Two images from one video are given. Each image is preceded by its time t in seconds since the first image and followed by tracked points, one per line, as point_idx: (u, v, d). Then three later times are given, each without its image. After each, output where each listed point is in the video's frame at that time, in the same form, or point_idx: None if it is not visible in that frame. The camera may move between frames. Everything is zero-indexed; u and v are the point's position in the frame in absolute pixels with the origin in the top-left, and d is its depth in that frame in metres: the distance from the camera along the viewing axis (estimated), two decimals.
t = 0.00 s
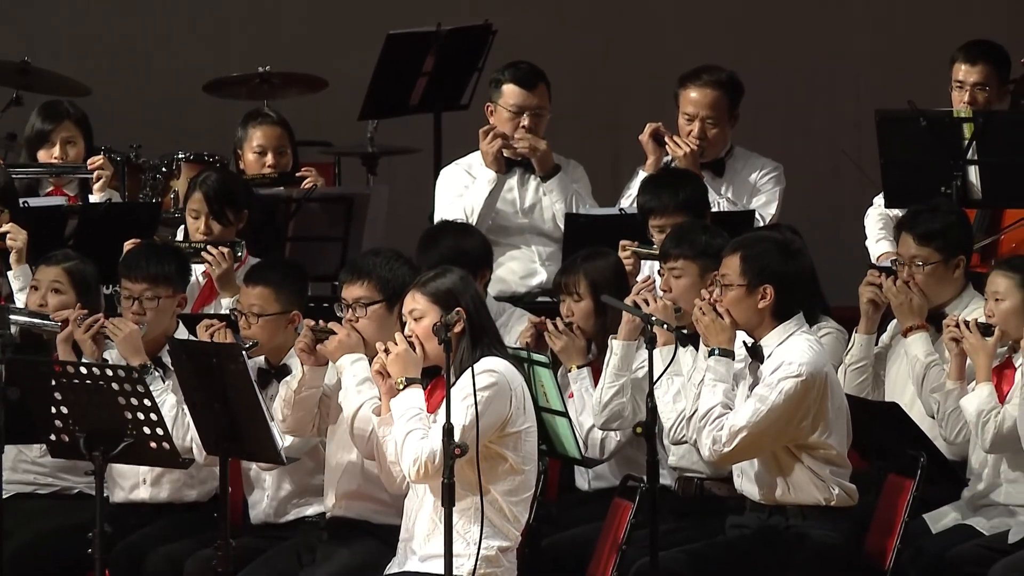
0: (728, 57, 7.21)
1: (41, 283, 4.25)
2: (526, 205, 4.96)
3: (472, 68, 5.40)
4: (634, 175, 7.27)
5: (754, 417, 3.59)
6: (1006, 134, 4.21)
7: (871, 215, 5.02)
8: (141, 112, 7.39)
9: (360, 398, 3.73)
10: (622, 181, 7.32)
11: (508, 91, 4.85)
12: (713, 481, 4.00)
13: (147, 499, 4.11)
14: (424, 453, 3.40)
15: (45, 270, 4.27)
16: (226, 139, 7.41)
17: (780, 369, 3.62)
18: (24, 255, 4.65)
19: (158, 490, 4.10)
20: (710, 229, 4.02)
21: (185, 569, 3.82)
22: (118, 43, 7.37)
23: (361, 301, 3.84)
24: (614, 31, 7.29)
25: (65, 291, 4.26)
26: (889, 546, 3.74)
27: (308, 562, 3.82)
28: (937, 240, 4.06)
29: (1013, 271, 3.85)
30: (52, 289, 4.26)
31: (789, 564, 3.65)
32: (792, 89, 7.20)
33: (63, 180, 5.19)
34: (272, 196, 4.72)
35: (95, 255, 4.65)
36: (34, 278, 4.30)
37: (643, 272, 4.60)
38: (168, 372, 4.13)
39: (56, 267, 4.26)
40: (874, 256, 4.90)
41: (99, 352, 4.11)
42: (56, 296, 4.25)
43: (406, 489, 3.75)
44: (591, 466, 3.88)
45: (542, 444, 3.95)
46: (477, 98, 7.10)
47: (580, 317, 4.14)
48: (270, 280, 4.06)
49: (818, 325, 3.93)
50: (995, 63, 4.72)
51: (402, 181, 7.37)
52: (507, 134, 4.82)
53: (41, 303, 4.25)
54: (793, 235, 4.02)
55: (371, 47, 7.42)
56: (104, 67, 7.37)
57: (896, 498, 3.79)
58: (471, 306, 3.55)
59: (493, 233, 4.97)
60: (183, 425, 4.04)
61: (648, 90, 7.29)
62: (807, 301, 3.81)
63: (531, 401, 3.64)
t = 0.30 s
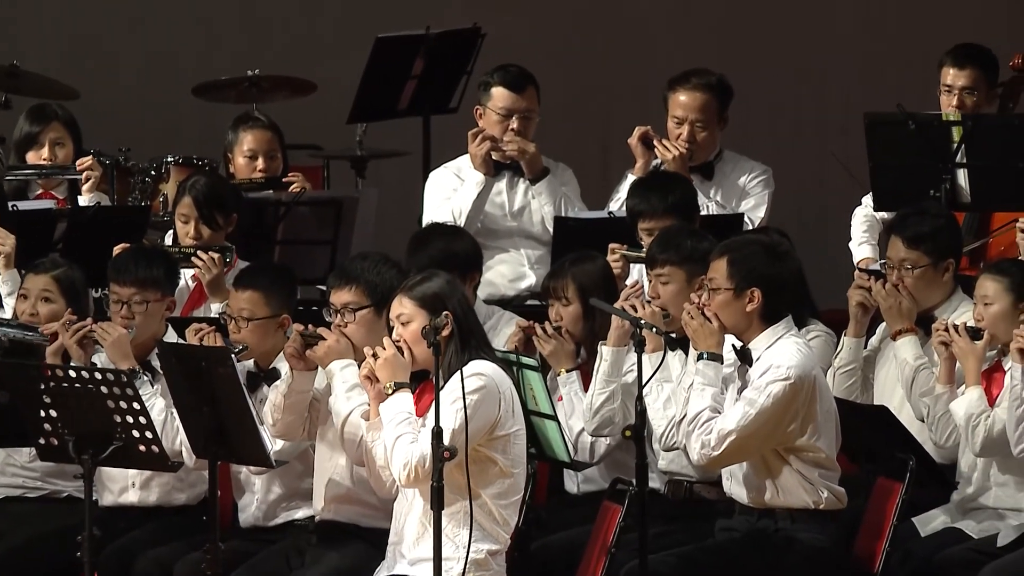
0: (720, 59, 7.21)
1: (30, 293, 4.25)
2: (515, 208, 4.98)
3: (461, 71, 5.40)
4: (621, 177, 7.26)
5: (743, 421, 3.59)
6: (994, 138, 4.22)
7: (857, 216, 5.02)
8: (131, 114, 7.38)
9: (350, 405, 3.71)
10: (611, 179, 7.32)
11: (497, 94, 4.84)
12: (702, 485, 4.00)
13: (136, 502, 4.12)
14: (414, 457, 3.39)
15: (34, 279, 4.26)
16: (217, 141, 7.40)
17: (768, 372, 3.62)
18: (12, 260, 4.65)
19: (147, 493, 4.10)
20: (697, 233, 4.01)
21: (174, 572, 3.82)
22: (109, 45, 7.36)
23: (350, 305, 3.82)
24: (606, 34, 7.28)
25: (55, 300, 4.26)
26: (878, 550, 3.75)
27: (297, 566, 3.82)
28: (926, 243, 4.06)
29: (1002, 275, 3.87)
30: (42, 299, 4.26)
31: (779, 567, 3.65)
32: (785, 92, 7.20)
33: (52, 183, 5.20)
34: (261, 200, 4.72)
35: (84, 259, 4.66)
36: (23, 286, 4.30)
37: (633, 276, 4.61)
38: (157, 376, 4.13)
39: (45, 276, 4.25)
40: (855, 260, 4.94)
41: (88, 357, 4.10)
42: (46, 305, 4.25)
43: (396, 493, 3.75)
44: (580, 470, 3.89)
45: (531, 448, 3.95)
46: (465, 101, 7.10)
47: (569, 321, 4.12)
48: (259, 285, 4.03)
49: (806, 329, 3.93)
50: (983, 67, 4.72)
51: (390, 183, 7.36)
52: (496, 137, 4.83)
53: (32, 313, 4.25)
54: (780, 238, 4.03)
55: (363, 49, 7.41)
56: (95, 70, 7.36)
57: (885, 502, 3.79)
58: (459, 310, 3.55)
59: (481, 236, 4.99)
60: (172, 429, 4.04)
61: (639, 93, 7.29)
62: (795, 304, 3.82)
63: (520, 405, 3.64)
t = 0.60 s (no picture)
0: (711, 61, 7.21)
1: (18, 304, 4.27)
2: (502, 212, 4.96)
3: (448, 73, 5.40)
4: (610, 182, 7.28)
5: (730, 425, 3.59)
6: (980, 141, 4.25)
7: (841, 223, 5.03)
8: (122, 116, 7.39)
9: (338, 410, 3.72)
10: (599, 186, 7.34)
11: (485, 98, 4.86)
12: (690, 489, 4.00)
13: (124, 506, 4.11)
14: (402, 462, 3.38)
15: (20, 289, 4.27)
16: (206, 144, 7.40)
17: (755, 376, 3.63)
18: None
19: (135, 497, 4.10)
20: (682, 238, 4.02)
21: None
22: (99, 48, 7.36)
23: (337, 312, 3.80)
24: (597, 36, 7.28)
25: (43, 309, 4.27)
26: (866, 554, 3.74)
27: (284, 570, 3.82)
28: (913, 247, 4.06)
29: (988, 278, 3.89)
30: (30, 310, 4.28)
31: (766, 571, 3.64)
32: (776, 94, 7.20)
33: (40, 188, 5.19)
34: (248, 203, 4.73)
35: (71, 263, 4.67)
36: (11, 297, 4.31)
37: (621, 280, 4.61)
38: (144, 381, 4.14)
39: (32, 287, 4.26)
40: (837, 266, 4.94)
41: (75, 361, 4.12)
42: (34, 315, 4.27)
43: (383, 497, 3.74)
44: (567, 474, 3.89)
45: (518, 453, 3.95)
46: (455, 104, 7.11)
47: (557, 326, 4.12)
48: (248, 289, 4.02)
49: (793, 332, 3.93)
50: (970, 71, 4.72)
51: (378, 187, 7.35)
52: (483, 141, 4.83)
53: (20, 324, 4.27)
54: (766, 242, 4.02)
55: (351, 52, 7.39)
56: (86, 72, 7.37)
57: (872, 505, 3.79)
58: (445, 316, 3.54)
59: (469, 240, 4.98)
60: (160, 433, 4.03)
61: (629, 96, 7.27)
62: (782, 308, 3.82)
63: (507, 408, 3.64)
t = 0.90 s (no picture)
0: (703, 63, 7.23)
1: (7, 304, 4.26)
2: (489, 214, 4.97)
3: (434, 76, 5.42)
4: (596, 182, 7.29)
5: (715, 426, 3.60)
6: (968, 142, 4.29)
7: (826, 224, 5.00)
8: (110, 118, 7.36)
9: (324, 414, 3.69)
10: (586, 184, 7.34)
11: (473, 100, 4.86)
12: (677, 491, 4.02)
13: (111, 508, 4.11)
14: (388, 462, 3.38)
15: (10, 289, 4.27)
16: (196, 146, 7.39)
17: (742, 377, 3.63)
18: None
19: (122, 499, 4.09)
20: (667, 240, 4.04)
21: None
22: (86, 49, 7.33)
23: (323, 316, 3.80)
24: (590, 38, 7.28)
25: (32, 309, 4.27)
26: (852, 555, 3.74)
27: (272, 571, 3.83)
28: (901, 249, 4.06)
29: (974, 280, 3.89)
30: (19, 308, 4.27)
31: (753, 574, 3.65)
32: (767, 96, 7.22)
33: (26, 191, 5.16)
34: (235, 206, 4.73)
35: (59, 265, 4.67)
36: None
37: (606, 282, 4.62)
38: (131, 381, 4.14)
39: (21, 286, 4.26)
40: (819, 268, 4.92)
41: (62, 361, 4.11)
42: (23, 314, 4.26)
43: (369, 498, 3.74)
44: (555, 476, 3.88)
45: (505, 454, 3.94)
46: (441, 105, 7.11)
47: (544, 327, 4.13)
48: (236, 290, 4.02)
49: (778, 335, 3.93)
50: (957, 74, 4.72)
51: (365, 189, 7.36)
52: (470, 144, 4.83)
53: (9, 322, 4.27)
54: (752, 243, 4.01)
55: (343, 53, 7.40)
56: (73, 73, 7.33)
57: (859, 507, 3.79)
58: (432, 317, 3.55)
59: (456, 242, 4.98)
60: (147, 434, 4.03)
61: (620, 98, 7.29)
62: (769, 310, 3.82)
63: (493, 410, 3.63)
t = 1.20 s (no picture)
0: (694, 64, 7.22)
1: None
2: (476, 214, 4.99)
3: (420, 79, 5.47)
4: (582, 183, 7.29)
5: (701, 426, 3.60)
6: (954, 143, 4.30)
7: (811, 224, 5.00)
8: (103, 119, 7.36)
9: (311, 414, 3.71)
10: (573, 186, 7.35)
11: (458, 102, 4.86)
12: (663, 491, 4.02)
13: (97, 509, 4.11)
14: (371, 461, 3.38)
15: None
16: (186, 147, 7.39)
17: (727, 378, 3.63)
18: None
19: (109, 500, 4.10)
20: (656, 240, 4.04)
21: None
22: (76, 50, 7.33)
23: (309, 316, 3.80)
24: (583, 39, 7.28)
25: (21, 305, 4.26)
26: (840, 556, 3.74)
27: (259, 571, 3.83)
28: (888, 250, 4.07)
29: (961, 281, 3.90)
30: (7, 304, 4.27)
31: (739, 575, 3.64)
32: (759, 98, 7.22)
33: (12, 192, 5.17)
34: (221, 207, 4.74)
35: (47, 265, 4.67)
36: None
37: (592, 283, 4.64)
38: (118, 382, 4.14)
39: (12, 282, 4.26)
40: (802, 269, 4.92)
41: (49, 362, 4.11)
42: (11, 310, 4.25)
43: (355, 498, 3.74)
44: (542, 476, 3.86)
45: (492, 456, 3.95)
46: (428, 106, 7.11)
47: (531, 328, 4.14)
48: (226, 288, 4.03)
49: (765, 336, 3.94)
50: (944, 75, 4.73)
51: (353, 191, 7.35)
52: (456, 145, 4.84)
53: None
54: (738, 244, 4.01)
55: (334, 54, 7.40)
56: (64, 74, 7.34)
57: (845, 508, 3.79)
58: (420, 317, 3.53)
59: (442, 243, 4.99)
60: (133, 436, 4.03)
61: (610, 100, 7.29)
62: (755, 312, 3.82)
63: (478, 411, 3.63)
